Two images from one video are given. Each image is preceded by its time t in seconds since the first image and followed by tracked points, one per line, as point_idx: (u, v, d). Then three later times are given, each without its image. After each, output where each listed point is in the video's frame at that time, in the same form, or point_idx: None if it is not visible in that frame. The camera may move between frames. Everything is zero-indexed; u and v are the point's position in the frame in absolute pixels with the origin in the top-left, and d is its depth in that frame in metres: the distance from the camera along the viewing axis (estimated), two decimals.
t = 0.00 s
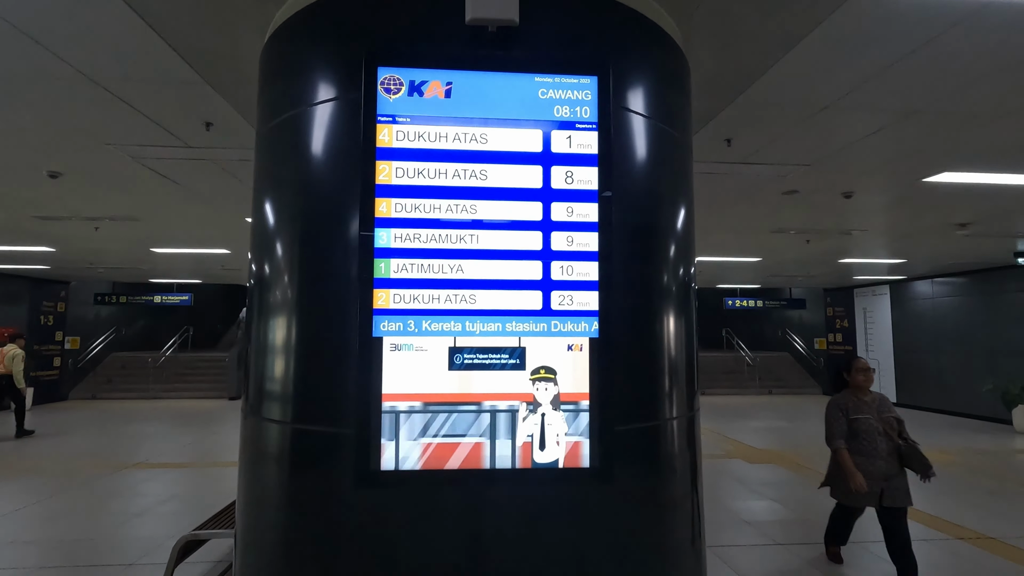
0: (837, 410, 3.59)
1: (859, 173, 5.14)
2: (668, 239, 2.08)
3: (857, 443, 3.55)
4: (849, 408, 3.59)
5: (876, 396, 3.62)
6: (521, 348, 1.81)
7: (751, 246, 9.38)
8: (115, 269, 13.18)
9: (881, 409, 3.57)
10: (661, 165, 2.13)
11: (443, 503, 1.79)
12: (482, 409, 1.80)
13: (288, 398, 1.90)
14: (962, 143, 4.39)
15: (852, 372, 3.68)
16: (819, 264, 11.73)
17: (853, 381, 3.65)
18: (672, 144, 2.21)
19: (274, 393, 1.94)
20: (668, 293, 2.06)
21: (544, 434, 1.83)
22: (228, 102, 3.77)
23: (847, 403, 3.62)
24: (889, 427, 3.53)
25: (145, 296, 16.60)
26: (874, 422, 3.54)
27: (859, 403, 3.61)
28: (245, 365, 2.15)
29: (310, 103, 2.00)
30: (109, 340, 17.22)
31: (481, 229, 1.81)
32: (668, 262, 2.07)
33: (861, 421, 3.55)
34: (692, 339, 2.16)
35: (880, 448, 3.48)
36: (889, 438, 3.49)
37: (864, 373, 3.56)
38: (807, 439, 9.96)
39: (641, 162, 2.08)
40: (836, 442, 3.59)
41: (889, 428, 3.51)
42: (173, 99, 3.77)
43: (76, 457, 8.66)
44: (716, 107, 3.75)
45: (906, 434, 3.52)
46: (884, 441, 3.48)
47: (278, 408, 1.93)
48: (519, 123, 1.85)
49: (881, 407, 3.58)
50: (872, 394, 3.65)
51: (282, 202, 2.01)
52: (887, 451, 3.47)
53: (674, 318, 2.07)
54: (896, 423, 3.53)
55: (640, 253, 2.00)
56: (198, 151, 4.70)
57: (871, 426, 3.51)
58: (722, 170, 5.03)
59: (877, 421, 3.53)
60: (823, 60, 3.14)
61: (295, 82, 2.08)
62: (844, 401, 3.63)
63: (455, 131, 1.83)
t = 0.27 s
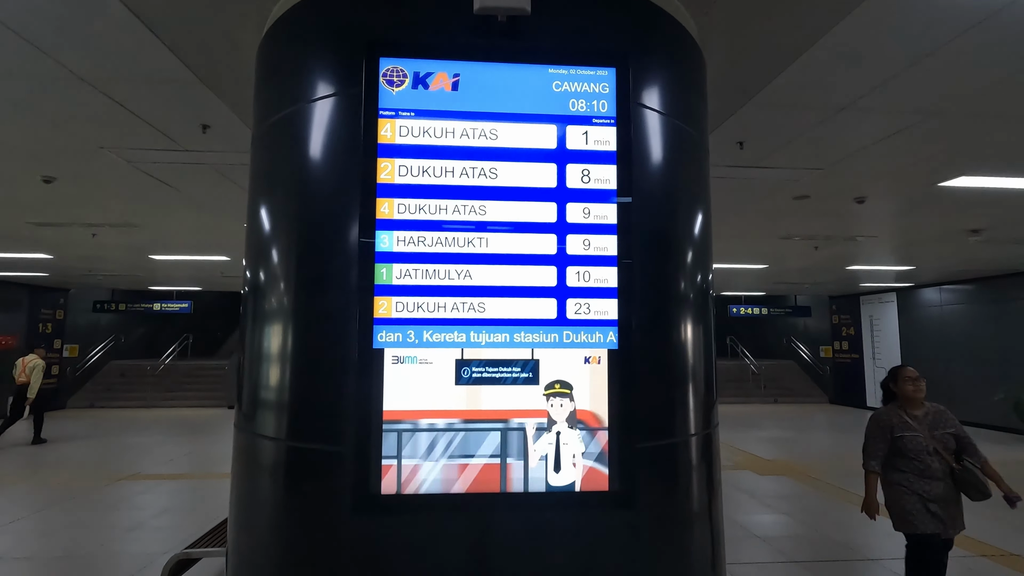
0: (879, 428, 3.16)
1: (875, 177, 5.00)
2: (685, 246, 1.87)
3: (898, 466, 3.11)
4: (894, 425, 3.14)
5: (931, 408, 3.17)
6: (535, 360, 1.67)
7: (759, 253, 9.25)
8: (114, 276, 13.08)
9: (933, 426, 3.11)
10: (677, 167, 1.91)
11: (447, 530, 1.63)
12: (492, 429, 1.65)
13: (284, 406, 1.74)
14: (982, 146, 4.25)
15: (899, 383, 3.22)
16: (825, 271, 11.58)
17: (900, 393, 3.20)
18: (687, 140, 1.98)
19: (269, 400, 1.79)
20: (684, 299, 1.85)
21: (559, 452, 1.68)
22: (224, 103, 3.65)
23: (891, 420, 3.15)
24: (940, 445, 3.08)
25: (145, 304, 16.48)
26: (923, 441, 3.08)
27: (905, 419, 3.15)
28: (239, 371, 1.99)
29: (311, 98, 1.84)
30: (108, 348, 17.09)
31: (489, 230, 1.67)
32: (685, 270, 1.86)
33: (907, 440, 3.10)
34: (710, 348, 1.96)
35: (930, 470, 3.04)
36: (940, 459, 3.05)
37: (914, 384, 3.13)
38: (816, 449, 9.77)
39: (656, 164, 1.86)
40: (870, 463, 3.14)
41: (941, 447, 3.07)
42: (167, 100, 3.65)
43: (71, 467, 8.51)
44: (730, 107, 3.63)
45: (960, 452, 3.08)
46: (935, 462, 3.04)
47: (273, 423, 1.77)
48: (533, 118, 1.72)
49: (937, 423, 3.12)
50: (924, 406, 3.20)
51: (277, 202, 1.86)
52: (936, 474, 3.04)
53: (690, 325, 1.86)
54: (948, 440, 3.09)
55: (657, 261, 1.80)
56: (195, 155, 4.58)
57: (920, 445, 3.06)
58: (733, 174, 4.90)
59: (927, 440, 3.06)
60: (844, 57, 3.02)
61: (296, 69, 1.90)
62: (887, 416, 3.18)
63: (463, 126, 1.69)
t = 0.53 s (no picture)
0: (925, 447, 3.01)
1: (884, 181, 4.89)
2: (695, 250, 1.70)
3: (946, 491, 2.95)
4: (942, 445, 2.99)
5: (981, 427, 3.01)
6: (540, 370, 1.55)
7: (763, 259, 9.15)
8: (112, 283, 13.00)
9: (983, 447, 2.94)
10: (686, 165, 1.75)
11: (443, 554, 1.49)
12: (493, 446, 1.52)
13: (274, 416, 1.58)
14: (996, 149, 4.14)
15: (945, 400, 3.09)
16: (830, 277, 11.46)
17: (946, 409, 3.06)
18: (695, 134, 1.82)
19: (259, 409, 1.61)
20: (696, 304, 1.70)
21: (567, 469, 1.55)
22: (219, 104, 3.56)
23: (937, 439, 3.00)
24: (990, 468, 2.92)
25: (144, 311, 16.40)
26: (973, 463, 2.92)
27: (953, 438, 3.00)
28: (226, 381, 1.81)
29: (303, 92, 1.67)
30: (106, 355, 17.00)
31: (489, 230, 1.55)
32: (695, 275, 1.70)
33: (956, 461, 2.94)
34: (722, 355, 1.80)
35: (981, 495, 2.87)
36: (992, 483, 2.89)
37: (960, 400, 2.99)
38: (822, 458, 9.62)
39: (664, 163, 1.71)
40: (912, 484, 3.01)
41: (994, 470, 2.90)
42: (160, 100, 3.56)
43: (66, 476, 8.39)
44: (740, 107, 3.53)
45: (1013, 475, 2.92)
46: (988, 489, 2.87)
47: (261, 436, 1.60)
48: (538, 110, 1.61)
49: (988, 445, 2.95)
50: (972, 425, 3.05)
51: (264, 205, 1.69)
52: (991, 503, 2.85)
53: (701, 332, 1.70)
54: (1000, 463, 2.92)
55: (667, 266, 1.65)
56: (190, 158, 4.49)
57: (970, 469, 2.90)
58: (740, 177, 4.80)
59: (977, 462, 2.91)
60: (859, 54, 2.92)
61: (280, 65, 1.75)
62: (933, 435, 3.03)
63: (463, 118, 1.58)
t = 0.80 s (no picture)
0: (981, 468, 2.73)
1: (892, 187, 4.79)
2: (703, 256, 1.57)
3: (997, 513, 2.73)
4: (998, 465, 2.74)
5: None
6: (531, 384, 1.44)
7: (767, 266, 9.04)
8: (110, 289, 12.93)
9: None
10: (693, 165, 1.62)
11: None
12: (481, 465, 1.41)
13: (262, 423, 1.43)
14: (1008, 154, 4.04)
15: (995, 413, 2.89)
16: (834, 285, 11.34)
17: (999, 424, 2.86)
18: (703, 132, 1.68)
19: (243, 419, 1.46)
20: (701, 312, 1.55)
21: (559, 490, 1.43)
22: (210, 107, 3.48)
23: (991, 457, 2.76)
24: None
25: (143, 318, 16.33)
26: None
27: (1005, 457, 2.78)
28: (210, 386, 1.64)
29: (296, 89, 1.53)
30: (105, 362, 16.91)
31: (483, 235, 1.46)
32: (703, 283, 1.57)
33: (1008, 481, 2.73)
34: (732, 367, 1.65)
35: None
36: None
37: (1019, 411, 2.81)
38: (827, 468, 9.48)
39: (670, 164, 1.58)
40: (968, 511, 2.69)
41: None
42: (150, 104, 3.48)
43: (61, 485, 8.29)
44: (745, 110, 3.44)
45: None
46: None
47: (246, 451, 1.44)
48: (537, 108, 1.52)
49: None
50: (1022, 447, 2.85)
51: (248, 206, 1.54)
52: None
53: (708, 340, 1.55)
54: None
55: (673, 273, 1.53)
56: (184, 162, 4.41)
57: None
58: (745, 183, 4.70)
59: None
60: (868, 57, 2.83)
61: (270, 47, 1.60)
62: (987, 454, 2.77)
63: (456, 116, 1.49)
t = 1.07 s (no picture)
0: None
1: (897, 191, 4.71)
2: (704, 262, 1.48)
3: None
4: None
5: None
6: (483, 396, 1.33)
7: (770, 271, 8.96)
8: (108, 295, 12.88)
9: None
10: (695, 165, 1.53)
11: None
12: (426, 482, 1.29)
13: (244, 434, 1.33)
14: (1015, 159, 3.97)
15: None
16: (836, 291, 11.25)
17: None
18: (705, 131, 1.59)
19: (225, 428, 1.35)
20: (704, 320, 1.47)
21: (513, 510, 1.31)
22: (201, 109, 3.43)
23: None
24: None
25: (142, 323, 16.26)
26: None
27: None
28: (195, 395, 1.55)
29: (283, 86, 1.44)
30: (103, 368, 16.83)
31: (472, 237, 1.38)
32: (705, 289, 1.47)
33: None
34: (736, 378, 1.56)
35: None
36: None
37: None
38: (831, 476, 9.35)
39: (671, 165, 1.49)
40: None
41: None
42: (140, 106, 3.43)
43: (54, 492, 8.19)
44: (747, 112, 3.37)
45: None
46: None
47: (228, 466, 1.34)
48: (531, 103, 1.44)
49: None
50: None
51: (233, 210, 1.45)
52: None
53: (712, 349, 1.47)
54: None
55: (674, 278, 1.44)
56: (176, 166, 4.35)
57: None
58: (747, 187, 4.62)
59: None
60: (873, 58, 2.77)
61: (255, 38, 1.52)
62: None
63: (445, 111, 1.42)
